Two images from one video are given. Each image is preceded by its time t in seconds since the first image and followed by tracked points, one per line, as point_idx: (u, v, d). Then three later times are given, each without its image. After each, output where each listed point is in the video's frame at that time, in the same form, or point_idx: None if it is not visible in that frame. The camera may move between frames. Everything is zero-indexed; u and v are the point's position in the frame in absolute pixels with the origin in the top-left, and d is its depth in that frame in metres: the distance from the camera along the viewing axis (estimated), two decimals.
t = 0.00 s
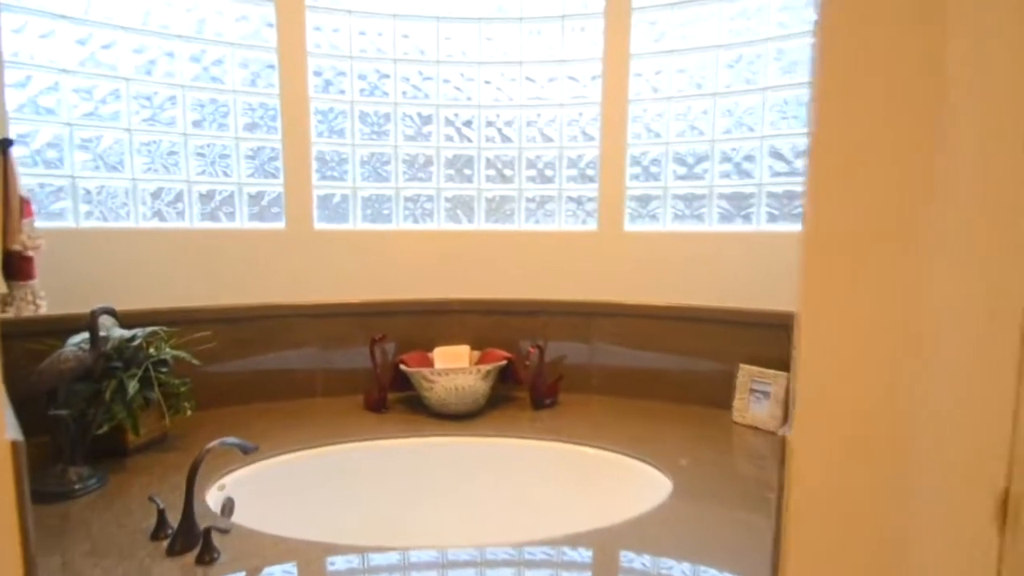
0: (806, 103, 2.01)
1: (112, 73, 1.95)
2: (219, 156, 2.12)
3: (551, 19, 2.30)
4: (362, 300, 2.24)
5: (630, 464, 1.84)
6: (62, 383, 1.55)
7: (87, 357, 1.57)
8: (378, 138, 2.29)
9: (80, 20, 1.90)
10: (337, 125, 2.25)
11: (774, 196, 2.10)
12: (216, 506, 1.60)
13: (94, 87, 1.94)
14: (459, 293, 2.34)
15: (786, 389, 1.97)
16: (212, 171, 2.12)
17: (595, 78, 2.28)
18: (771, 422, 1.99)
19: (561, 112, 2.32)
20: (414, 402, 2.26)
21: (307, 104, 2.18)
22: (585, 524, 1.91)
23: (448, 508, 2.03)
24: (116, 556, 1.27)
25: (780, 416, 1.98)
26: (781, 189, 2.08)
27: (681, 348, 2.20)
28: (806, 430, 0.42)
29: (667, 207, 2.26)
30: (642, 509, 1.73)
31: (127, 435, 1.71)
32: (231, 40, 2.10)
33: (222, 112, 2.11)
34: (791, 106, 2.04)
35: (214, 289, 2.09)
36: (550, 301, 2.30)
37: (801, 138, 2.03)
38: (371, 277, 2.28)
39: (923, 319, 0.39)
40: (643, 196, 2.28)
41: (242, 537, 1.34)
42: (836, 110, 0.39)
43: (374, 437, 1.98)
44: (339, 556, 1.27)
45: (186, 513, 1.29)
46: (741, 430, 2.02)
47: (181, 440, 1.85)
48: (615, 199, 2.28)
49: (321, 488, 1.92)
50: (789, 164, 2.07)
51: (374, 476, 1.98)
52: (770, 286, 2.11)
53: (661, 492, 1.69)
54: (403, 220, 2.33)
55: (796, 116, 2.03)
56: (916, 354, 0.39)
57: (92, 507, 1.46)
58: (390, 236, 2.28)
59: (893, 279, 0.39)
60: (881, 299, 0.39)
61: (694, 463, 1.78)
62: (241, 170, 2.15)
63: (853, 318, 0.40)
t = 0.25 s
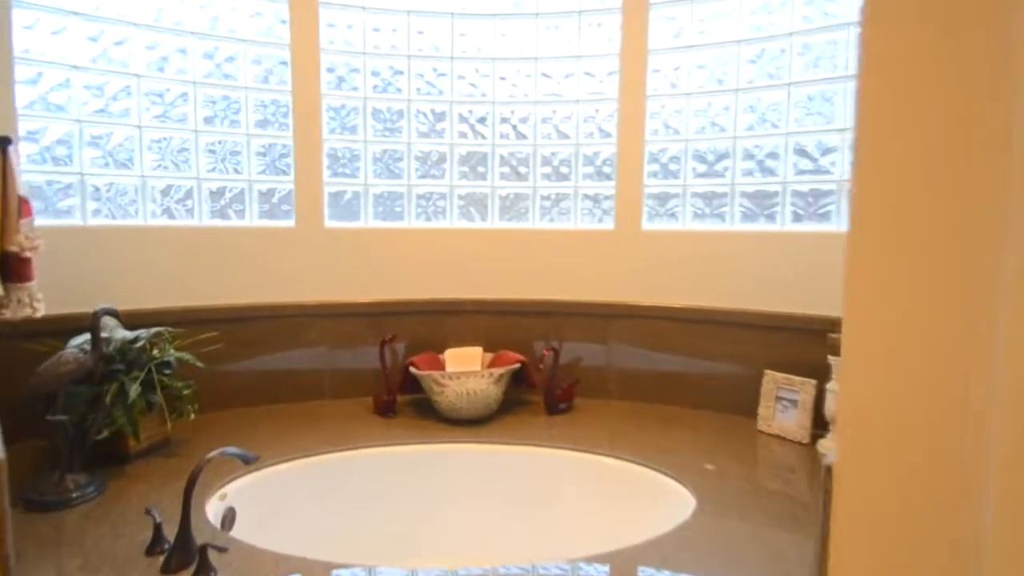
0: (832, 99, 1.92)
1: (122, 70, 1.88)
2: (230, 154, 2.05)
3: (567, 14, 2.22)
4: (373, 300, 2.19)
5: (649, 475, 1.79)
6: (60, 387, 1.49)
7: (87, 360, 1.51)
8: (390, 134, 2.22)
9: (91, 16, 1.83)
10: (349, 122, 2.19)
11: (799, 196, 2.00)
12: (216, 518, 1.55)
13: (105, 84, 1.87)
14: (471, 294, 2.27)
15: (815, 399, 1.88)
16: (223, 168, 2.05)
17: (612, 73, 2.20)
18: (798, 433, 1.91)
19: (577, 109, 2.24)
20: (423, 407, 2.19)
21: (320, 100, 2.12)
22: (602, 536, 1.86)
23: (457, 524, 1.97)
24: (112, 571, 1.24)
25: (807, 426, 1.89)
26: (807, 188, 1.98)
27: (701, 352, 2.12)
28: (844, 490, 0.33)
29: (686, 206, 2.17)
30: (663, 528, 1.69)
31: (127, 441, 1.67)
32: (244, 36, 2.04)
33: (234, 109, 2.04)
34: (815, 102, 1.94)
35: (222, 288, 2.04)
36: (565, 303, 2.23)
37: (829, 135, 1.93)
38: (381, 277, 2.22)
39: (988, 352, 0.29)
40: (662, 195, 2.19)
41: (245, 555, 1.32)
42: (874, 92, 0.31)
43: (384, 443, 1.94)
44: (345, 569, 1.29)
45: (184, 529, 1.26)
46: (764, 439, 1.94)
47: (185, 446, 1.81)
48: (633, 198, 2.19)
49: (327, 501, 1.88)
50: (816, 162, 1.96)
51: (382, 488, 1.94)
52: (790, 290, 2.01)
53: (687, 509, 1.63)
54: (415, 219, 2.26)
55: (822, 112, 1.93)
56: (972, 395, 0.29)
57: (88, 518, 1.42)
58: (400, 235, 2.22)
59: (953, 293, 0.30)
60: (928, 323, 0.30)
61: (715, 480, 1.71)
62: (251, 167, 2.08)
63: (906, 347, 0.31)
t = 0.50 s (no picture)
0: (857, 91, 1.84)
1: (130, 62, 1.86)
2: (238, 147, 2.03)
3: (581, 4, 2.17)
4: (382, 296, 2.16)
5: (664, 480, 1.74)
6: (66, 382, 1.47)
7: (92, 356, 1.50)
8: (400, 128, 2.19)
9: (99, 9, 1.81)
10: (358, 115, 2.15)
11: (823, 190, 1.92)
12: (220, 517, 1.54)
13: (113, 77, 1.85)
14: (483, 290, 2.23)
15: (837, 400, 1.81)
16: (231, 162, 2.03)
17: (629, 63, 2.14)
18: (819, 435, 1.84)
19: (591, 101, 2.19)
20: (432, 405, 2.16)
21: (328, 93, 2.09)
22: (615, 540, 1.82)
23: (464, 526, 1.94)
24: (111, 570, 1.22)
25: (829, 428, 1.82)
26: (831, 183, 1.91)
27: (718, 350, 2.06)
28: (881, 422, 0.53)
29: (704, 200, 2.10)
30: (675, 537, 1.65)
31: (134, 437, 1.66)
32: (253, 29, 2.01)
33: (242, 102, 2.02)
34: (840, 93, 1.87)
35: (231, 283, 2.02)
36: (577, 300, 2.18)
37: (855, 128, 1.85)
38: (391, 273, 2.18)
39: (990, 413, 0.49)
40: (677, 189, 2.13)
41: (246, 556, 1.30)
42: (901, 252, 0.51)
43: (392, 441, 1.91)
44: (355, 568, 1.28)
45: (185, 529, 1.24)
46: (784, 442, 1.88)
47: (193, 441, 1.80)
48: (649, 193, 2.13)
49: (333, 500, 1.85)
50: (840, 155, 1.88)
51: (389, 487, 1.91)
52: (805, 287, 1.94)
53: (702, 515, 1.57)
54: (424, 214, 2.22)
55: (848, 104, 1.85)
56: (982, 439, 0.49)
57: (92, 515, 1.41)
58: (410, 231, 2.18)
59: (991, 331, 0.48)
60: (947, 393, 0.50)
61: (732, 484, 1.65)
62: (260, 161, 2.06)
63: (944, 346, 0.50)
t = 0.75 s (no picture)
0: (890, 73, 1.76)
1: (140, 54, 1.86)
2: (248, 138, 2.03)
3: None
4: (392, 288, 2.15)
5: (675, 478, 1.70)
6: (78, 372, 1.47)
7: (104, 346, 1.49)
8: (410, 118, 2.17)
9: None
10: (367, 105, 2.14)
11: (850, 178, 1.86)
12: (229, 506, 1.54)
13: (123, 69, 1.85)
14: (494, 282, 2.21)
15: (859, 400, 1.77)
16: (242, 153, 2.03)
17: (645, 49, 2.09)
18: (840, 436, 1.80)
19: (606, 88, 2.15)
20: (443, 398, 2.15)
21: (337, 83, 2.07)
22: (622, 536, 1.80)
23: (473, 519, 1.93)
24: (118, 557, 1.22)
25: (851, 429, 1.78)
26: (859, 171, 1.84)
27: (732, 345, 2.02)
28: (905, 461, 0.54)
29: (723, 191, 2.06)
30: (683, 538, 1.62)
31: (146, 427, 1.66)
32: (260, 18, 2.00)
33: (251, 93, 2.01)
34: (872, 76, 1.79)
35: (242, 274, 2.02)
36: (590, 293, 2.15)
37: (885, 113, 1.78)
38: (401, 264, 2.17)
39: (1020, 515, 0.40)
40: (695, 179, 2.09)
41: (251, 545, 1.30)
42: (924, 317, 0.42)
43: (401, 434, 1.90)
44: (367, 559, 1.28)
45: (191, 517, 1.24)
46: (801, 441, 1.84)
47: (205, 431, 1.80)
48: (664, 183, 2.09)
49: (342, 492, 1.86)
50: (871, 142, 1.82)
51: (398, 479, 1.90)
52: (828, 281, 1.89)
53: (714, 515, 1.54)
54: (436, 205, 2.20)
55: (880, 87, 1.78)
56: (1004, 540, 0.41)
57: (105, 501, 1.42)
58: (422, 222, 2.16)
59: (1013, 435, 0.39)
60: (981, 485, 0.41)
61: (744, 484, 1.61)
62: (269, 152, 2.05)
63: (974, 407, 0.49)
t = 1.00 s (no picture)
0: (919, 52, 1.70)
1: (141, 38, 1.84)
2: (252, 125, 2.00)
3: None
4: (398, 277, 2.12)
5: (684, 471, 1.67)
6: (84, 361, 1.46)
7: (109, 333, 1.49)
8: (416, 103, 2.13)
9: None
10: (373, 90, 2.10)
11: (873, 164, 1.80)
12: (236, 494, 1.53)
13: (124, 54, 1.83)
14: (503, 271, 2.17)
15: (876, 394, 1.72)
16: (246, 140, 2.01)
17: (661, 29, 2.02)
18: (855, 430, 1.75)
19: (619, 71, 2.09)
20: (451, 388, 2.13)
21: (341, 67, 2.03)
22: (628, 529, 1.78)
23: (479, 507, 1.92)
24: (124, 542, 1.22)
25: (866, 423, 1.73)
26: (883, 157, 1.78)
27: (745, 337, 1.98)
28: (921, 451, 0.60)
29: (739, 177, 2.01)
30: (691, 531, 1.60)
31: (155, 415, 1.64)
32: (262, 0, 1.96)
33: (255, 78, 1.98)
34: (899, 56, 1.73)
35: (248, 263, 2.01)
36: (600, 283, 2.11)
37: (912, 94, 1.72)
38: (408, 252, 2.15)
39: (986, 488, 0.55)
40: (710, 166, 2.04)
41: (255, 531, 1.29)
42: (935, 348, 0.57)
43: (409, 423, 1.88)
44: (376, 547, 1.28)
45: (198, 504, 1.23)
46: (815, 435, 1.79)
47: (211, 418, 1.80)
48: (678, 169, 2.04)
49: (349, 481, 1.84)
50: (897, 126, 1.75)
51: (406, 468, 1.89)
52: (845, 271, 1.84)
53: (723, 507, 1.52)
54: (443, 193, 2.17)
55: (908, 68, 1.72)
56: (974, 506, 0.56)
57: (114, 487, 1.41)
58: (430, 210, 2.13)
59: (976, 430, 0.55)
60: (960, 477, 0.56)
61: (757, 478, 1.58)
62: (274, 139, 2.03)
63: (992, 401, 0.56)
